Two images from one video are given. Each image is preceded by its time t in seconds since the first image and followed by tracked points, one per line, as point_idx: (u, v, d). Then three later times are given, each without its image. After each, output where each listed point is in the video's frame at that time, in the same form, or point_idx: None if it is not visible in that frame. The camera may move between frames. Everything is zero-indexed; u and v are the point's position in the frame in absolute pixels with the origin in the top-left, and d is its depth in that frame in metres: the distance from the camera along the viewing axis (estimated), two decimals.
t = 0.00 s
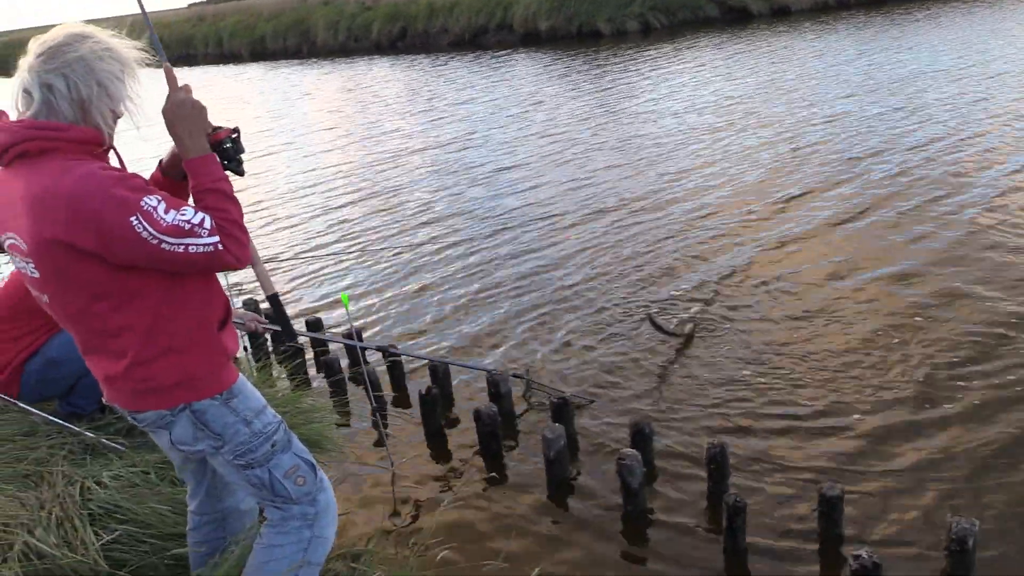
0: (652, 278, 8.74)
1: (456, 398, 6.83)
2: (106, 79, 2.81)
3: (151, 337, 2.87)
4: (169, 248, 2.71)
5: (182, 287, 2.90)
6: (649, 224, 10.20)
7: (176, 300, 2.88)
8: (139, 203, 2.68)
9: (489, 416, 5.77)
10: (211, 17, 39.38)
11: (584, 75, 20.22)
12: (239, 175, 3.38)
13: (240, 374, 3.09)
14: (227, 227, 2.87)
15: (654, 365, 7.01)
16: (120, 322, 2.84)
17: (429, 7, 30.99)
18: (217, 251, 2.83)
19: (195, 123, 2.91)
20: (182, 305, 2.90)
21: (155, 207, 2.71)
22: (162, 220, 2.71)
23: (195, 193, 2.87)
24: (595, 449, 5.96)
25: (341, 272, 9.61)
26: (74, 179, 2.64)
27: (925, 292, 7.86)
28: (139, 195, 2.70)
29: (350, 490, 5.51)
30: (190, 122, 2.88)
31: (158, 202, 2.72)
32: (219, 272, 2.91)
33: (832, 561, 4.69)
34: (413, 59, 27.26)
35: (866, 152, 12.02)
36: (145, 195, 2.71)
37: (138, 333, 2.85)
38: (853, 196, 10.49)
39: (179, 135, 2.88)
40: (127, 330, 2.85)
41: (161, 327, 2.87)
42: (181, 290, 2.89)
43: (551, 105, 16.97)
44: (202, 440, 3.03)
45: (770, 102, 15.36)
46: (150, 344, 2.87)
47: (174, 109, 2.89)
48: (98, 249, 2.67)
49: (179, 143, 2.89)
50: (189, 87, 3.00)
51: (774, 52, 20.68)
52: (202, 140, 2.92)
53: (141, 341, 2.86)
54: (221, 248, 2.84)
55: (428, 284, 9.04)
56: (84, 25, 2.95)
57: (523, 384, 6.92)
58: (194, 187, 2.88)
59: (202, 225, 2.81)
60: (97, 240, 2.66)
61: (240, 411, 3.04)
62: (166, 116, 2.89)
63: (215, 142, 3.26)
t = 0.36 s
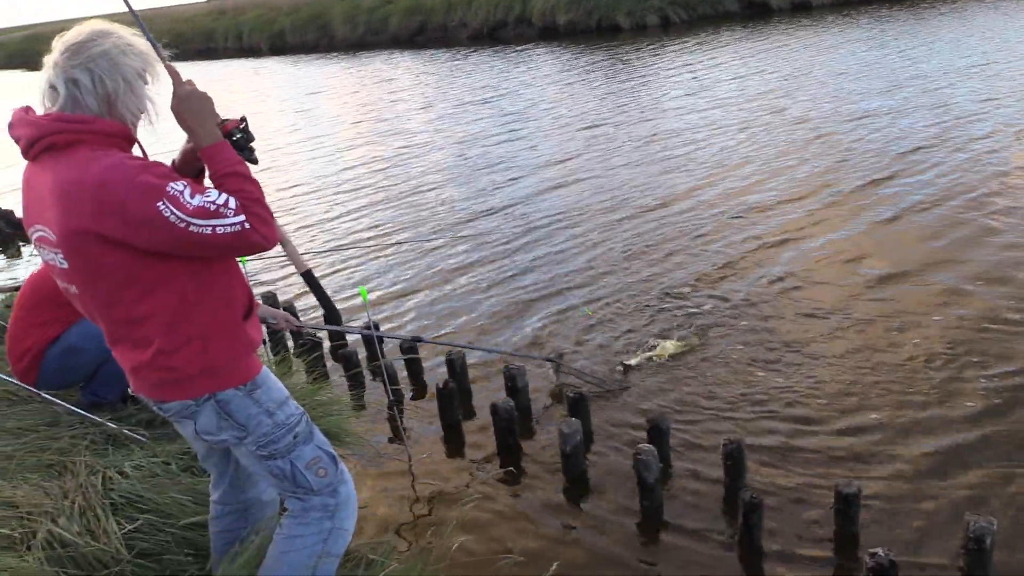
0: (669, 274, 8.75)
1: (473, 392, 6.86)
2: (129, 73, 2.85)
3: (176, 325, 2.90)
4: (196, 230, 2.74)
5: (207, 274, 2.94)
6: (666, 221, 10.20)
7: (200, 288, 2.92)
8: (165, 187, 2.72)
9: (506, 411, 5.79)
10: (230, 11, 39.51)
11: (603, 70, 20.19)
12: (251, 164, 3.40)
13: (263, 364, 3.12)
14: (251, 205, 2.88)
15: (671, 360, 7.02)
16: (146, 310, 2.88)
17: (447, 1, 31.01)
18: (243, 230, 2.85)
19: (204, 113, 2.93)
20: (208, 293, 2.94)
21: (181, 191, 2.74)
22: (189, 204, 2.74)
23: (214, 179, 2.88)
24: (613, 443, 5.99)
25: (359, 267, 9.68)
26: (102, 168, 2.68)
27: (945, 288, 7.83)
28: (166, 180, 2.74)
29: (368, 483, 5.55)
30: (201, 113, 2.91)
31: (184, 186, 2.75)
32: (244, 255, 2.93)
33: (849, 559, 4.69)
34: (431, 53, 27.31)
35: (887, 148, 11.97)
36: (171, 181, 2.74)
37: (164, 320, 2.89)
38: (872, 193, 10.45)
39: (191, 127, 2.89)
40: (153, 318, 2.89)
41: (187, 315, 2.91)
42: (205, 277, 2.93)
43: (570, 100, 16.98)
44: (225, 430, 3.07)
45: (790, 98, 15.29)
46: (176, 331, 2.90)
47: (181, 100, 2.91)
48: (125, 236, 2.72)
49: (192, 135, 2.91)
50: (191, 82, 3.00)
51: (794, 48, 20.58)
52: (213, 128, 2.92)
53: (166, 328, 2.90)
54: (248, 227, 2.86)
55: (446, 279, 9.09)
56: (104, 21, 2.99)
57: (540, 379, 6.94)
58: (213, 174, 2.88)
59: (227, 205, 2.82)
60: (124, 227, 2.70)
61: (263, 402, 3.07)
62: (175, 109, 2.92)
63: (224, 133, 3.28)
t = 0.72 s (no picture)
0: (690, 273, 8.74)
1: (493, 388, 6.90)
2: (164, 71, 2.90)
3: (203, 319, 2.95)
4: (224, 227, 2.78)
5: (235, 269, 2.98)
6: (687, 220, 10.20)
7: (227, 283, 2.96)
8: (195, 184, 2.76)
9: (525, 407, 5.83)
10: (254, 6, 39.67)
11: (626, 69, 20.16)
12: (282, 164, 3.47)
13: (288, 358, 3.17)
14: (278, 204, 2.92)
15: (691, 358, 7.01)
16: (174, 303, 2.93)
17: None
18: (271, 228, 2.89)
19: (236, 113, 3.00)
20: (235, 288, 2.98)
21: (211, 188, 2.78)
22: (218, 201, 2.78)
23: (246, 177, 2.95)
24: (631, 441, 6.00)
25: (381, 262, 9.74)
26: (134, 163, 2.73)
27: (967, 289, 7.78)
28: (195, 178, 2.78)
29: (387, 476, 5.60)
30: (232, 112, 2.97)
31: (214, 183, 2.79)
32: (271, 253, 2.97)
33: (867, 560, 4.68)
34: (454, 50, 27.36)
35: (911, 150, 11.89)
36: (202, 178, 2.79)
37: (191, 314, 2.94)
38: (896, 194, 10.38)
39: (224, 127, 2.96)
40: (180, 311, 2.93)
41: (214, 308, 2.95)
42: (232, 273, 2.97)
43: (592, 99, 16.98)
44: (249, 422, 3.11)
45: (814, 99, 15.21)
46: (202, 325, 2.95)
47: (213, 99, 2.97)
48: (155, 230, 2.76)
49: (224, 134, 2.98)
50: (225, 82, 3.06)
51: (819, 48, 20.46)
52: (245, 128, 3.00)
53: (193, 322, 2.94)
54: (276, 225, 2.90)
55: (467, 275, 9.12)
56: (140, 17, 3.03)
57: (559, 376, 6.96)
58: (244, 172, 2.95)
59: (255, 203, 2.87)
60: (155, 222, 2.74)
61: (287, 395, 3.12)
62: (207, 108, 2.98)
63: (257, 134, 3.35)
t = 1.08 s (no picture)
0: (713, 272, 8.73)
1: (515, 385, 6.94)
2: (198, 73, 2.96)
3: (230, 317, 3.00)
4: (254, 231, 2.83)
5: (263, 269, 3.03)
6: (711, 220, 10.17)
7: (254, 283, 3.01)
8: (226, 188, 2.81)
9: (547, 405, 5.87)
10: (281, 3, 39.93)
11: (651, 68, 20.13)
12: (312, 168, 3.52)
13: (312, 355, 3.22)
14: (308, 210, 2.97)
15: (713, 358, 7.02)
16: (202, 301, 2.98)
17: None
18: (301, 233, 2.93)
19: (269, 116, 3.05)
20: (262, 288, 3.03)
21: (242, 193, 2.83)
22: (249, 205, 2.82)
23: (277, 181, 3.00)
24: (652, 440, 6.02)
25: (404, 260, 9.80)
26: (168, 164, 2.79)
27: (994, 291, 7.72)
28: (227, 181, 2.83)
29: (410, 472, 5.65)
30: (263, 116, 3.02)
31: (245, 188, 2.84)
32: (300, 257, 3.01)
33: (889, 562, 4.67)
34: (479, 48, 27.40)
35: (938, 149, 11.80)
36: (233, 182, 2.84)
37: (219, 312, 2.99)
38: (922, 194, 10.31)
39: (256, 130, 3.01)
40: (208, 309, 2.99)
41: (241, 306, 3.01)
42: (260, 273, 3.03)
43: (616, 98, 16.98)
44: (273, 417, 3.17)
45: (840, 98, 15.11)
46: (228, 322, 3.00)
47: (248, 102, 3.03)
48: (186, 231, 2.82)
49: (256, 138, 3.03)
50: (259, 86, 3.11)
51: (846, 47, 20.31)
52: (277, 131, 3.05)
53: (220, 319, 3.00)
54: (305, 230, 2.94)
55: (490, 274, 9.17)
56: (177, 16, 3.08)
57: (582, 374, 6.99)
58: (275, 176, 3.01)
59: (285, 208, 2.91)
60: (186, 223, 2.80)
61: (311, 391, 3.16)
62: (240, 112, 3.04)
63: (288, 137, 3.41)
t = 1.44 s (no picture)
0: (722, 274, 8.76)
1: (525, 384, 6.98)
2: (217, 75, 3.01)
3: (244, 316, 3.06)
4: (267, 235, 2.88)
5: (276, 270, 3.09)
6: (722, 222, 10.19)
7: (268, 284, 3.07)
8: (243, 191, 2.87)
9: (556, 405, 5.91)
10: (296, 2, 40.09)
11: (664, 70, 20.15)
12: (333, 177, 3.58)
13: (324, 355, 3.27)
14: (321, 219, 3.03)
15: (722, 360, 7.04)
16: (217, 299, 3.04)
17: None
18: (313, 241, 2.99)
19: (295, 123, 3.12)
20: (276, 289, 3.09)
21: (258, 197, 2.88)
22: (263, 209, 2.88)
23: (294, 187, 3.06)
24: (660, 441, 6.06)
25: (415, 259, 9.86)
26: (187, 166, 2.84)
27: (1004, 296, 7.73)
28: (244, 185, 2.88)
29: (419, 469, 5.70)
30: (292, 122, 3.06)
31: (261, 192, 2.89)
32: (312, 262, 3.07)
33: (894, 564, 4.69)
34: (492, 49, 27.48)
35: (951, 154, 11.79)
36: (250, 185, 2.89)
37: (233, 311, 3.05)
38: (934, 197, 10.30)
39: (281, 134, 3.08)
40: (223, 307, 3.05)
41: (255, 305, 3.06)
42: (274, 275, 3.08)
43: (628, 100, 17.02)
44: (286, 413, 3.22)
45: (853, 102, 15.09)
46: (243, 321, 3.06)
47: (277, 107, 3.06)
48: (203, 230, 2.87)
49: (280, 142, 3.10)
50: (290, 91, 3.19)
51: (860, 50, 20.27)
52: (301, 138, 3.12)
53: (235, 317, 3.06)
54: (316, 238, 3.00)
55: (500, 274, 9.21)
56: (199, 18, 3.14)
57: (591, 375, 7.03)
58: (294, 180, 3.07)
59: (299, 215, 2.97)
60: (203, 223, 2.86)
61: (323, 388, 3.22)
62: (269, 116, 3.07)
63: (312, 146, 3.47)
